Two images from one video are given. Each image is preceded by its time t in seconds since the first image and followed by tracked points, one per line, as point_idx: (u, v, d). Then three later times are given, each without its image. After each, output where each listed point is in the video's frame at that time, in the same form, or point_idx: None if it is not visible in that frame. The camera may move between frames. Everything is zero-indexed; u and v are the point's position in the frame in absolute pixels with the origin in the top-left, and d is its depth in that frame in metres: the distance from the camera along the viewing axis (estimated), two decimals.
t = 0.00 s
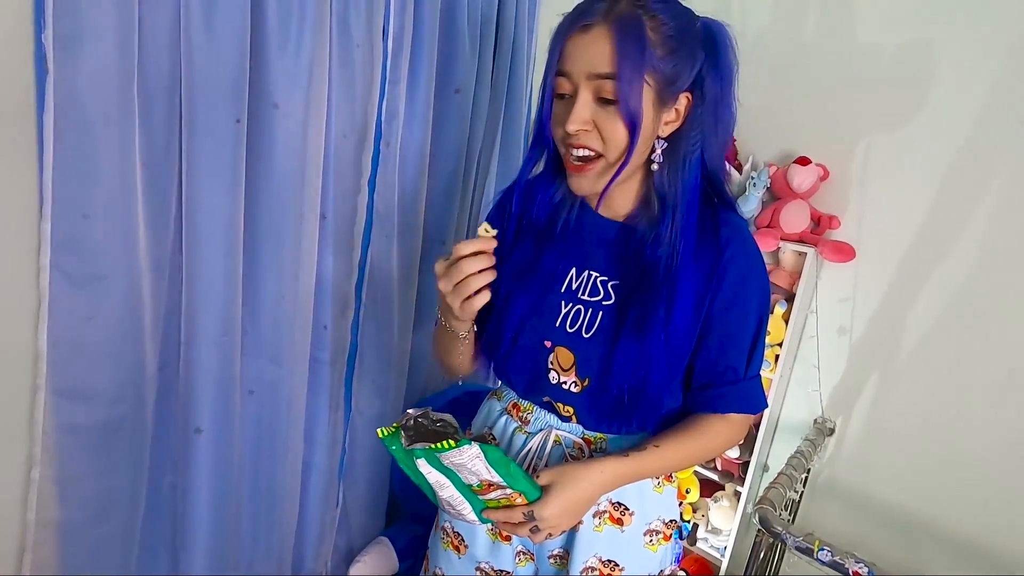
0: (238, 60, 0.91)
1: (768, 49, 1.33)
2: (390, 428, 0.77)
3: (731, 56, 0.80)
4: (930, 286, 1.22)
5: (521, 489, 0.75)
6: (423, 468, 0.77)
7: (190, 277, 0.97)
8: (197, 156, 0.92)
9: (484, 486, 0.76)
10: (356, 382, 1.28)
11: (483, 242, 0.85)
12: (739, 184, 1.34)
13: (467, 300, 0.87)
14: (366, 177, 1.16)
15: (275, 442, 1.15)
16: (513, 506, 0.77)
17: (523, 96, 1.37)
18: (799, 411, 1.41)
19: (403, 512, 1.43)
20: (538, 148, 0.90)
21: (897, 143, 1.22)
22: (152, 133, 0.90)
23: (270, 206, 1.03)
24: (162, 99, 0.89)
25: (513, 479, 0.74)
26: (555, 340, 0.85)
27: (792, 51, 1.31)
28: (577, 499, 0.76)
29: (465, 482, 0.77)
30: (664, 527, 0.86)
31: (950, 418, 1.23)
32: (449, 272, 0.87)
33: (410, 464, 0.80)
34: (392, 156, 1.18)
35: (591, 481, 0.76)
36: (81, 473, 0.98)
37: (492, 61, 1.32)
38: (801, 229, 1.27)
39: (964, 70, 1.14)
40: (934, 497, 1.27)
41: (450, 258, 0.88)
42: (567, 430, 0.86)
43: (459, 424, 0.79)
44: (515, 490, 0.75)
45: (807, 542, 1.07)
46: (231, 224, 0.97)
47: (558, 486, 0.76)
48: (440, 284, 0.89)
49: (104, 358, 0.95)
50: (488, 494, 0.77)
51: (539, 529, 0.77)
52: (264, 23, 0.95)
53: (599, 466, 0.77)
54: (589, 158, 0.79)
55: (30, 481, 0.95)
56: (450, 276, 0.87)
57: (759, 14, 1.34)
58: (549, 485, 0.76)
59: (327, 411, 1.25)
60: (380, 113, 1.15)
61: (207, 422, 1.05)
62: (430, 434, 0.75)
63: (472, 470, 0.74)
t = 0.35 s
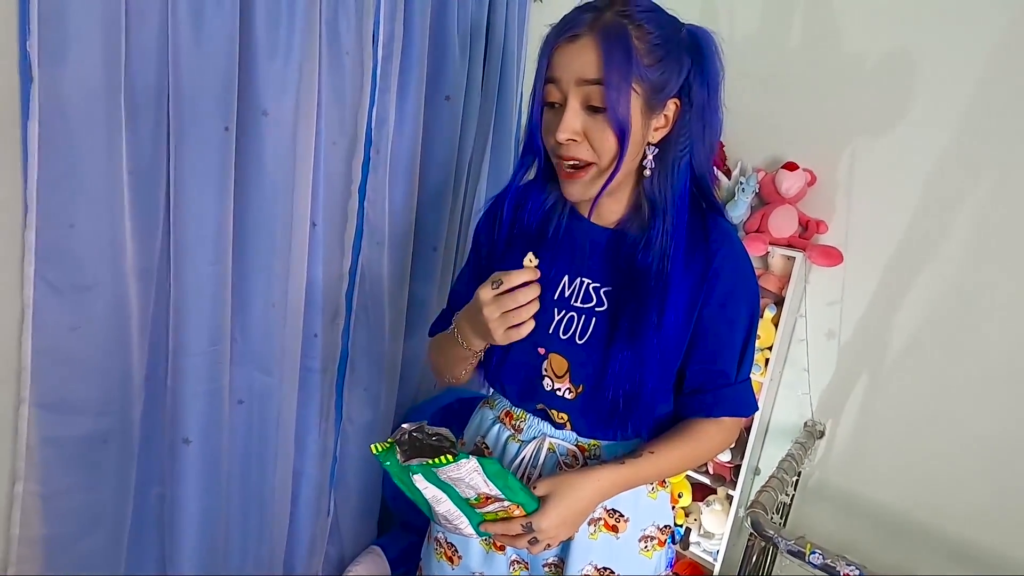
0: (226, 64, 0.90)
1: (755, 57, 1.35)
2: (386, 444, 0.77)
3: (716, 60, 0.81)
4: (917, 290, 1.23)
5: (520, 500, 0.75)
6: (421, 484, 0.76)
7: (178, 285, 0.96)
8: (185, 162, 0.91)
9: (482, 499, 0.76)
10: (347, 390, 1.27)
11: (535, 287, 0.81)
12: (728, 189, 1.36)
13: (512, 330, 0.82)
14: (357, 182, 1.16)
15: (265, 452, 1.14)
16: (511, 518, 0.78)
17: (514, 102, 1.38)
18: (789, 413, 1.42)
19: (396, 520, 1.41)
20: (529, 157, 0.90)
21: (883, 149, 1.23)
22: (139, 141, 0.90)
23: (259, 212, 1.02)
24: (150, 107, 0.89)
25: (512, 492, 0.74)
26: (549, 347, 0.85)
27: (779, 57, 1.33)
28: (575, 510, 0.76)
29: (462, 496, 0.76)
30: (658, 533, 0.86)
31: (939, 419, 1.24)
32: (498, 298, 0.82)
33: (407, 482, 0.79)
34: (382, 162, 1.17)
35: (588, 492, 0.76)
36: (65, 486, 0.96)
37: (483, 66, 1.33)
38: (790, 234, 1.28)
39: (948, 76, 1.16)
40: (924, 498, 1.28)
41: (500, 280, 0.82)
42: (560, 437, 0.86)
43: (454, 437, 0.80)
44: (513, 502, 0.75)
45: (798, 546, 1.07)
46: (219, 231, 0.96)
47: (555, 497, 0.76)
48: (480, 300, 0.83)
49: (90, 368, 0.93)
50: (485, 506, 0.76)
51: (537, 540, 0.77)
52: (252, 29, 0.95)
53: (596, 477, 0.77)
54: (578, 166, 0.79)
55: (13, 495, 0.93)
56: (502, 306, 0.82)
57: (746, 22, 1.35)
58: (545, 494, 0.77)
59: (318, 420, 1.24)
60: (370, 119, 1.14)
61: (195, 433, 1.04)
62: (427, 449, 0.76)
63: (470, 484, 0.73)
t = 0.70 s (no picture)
0: (216, 67, 0.90)
1: (742, 62, 1.37)
2: (380, 449, 0.75)
3: (711, 67, 0.81)
4: (904, 290, 1.25)
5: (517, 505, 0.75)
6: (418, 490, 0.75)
7: (166, 289, 0.95)
8: (173, 165, 0.90)
9: (478, 504, 0.75)
10: (338, 395, 1.26)
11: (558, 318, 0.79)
12: (718, 192, 1.37)
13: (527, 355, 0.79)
14: (348, 186, 1.16)
15: (255, 458, 1.13)
16: (507, 521, 0.78)
17: (504, 105, 1.38)
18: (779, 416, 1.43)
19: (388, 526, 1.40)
20: (523, 160, 0.90)
21: (869, 152, 1.25)
22: (127, 145, 0.89)
23: (248, 216, 1.02)
24: (137, 110, 0.88)
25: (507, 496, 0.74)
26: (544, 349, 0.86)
27: (766, 62, 1.34)
28: (571, 513, 0.76)
29: (458, 501, 0.76)
30: (653, 534, 0.86)
31: (926, 418, 1.26)
32: (524, 324, 0.78)
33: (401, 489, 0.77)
34: (372, 166, 1.17)
35: (585, 494, 0.76)
36: (50, 495, 0.94)
37: (473, 70, 1.33)
38: (777, 236, 1.29)
39: (930, 81, 1.18)
40: (913, 497, 1.30)
41: (526, 306, 0.78)
42: (555, 439, 0.86)
43: (449, 441, 0.80)
44: (509, 506, 0.75)
45: (790, 546, 1.08)
46: (208, 235, 0.95)
47: (551, 500, 0.76)
48: (503, 321, 0.79)
49: (76, 374, 0.92)
50: (481, 511, 0.76)
51: (533, 543, 0.77)
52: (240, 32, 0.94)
53: (592, 479, 0.77)
54: (576, 165, 0.79)
55: None
56: (528, 332, 0.78)
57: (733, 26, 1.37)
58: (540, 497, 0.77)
59: (309, 426, 1.23)
60: (360, 122, 1.14)
61: (184, 439, 1.02)
62: (423, 453, 0.76)
63: (465, 489, 0.73)
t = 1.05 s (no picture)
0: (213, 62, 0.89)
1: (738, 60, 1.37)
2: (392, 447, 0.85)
3: (715, 63, 0.81)
4: (901, 286, 1.25)
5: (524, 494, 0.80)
6: (435, 479, 0.81)
7: (163, 286, 0.94)
8: (171, 160, 0.89)
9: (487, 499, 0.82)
10: (336, 395, 1.25)
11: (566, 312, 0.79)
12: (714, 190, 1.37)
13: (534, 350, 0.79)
14: (346, 183, 1.15)
15: (253, 458, 1.11)
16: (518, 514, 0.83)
17: (502, 103, 1.38)
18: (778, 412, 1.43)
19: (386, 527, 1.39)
20: (524, 153, 0.90)
21: (865, 148, 1.26)
22: (125, 137, 0.88)
23: (246, 212, 1.01)
24: (134, 103, 0.87)
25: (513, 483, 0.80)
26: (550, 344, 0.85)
27: (761, 59, 1.35)
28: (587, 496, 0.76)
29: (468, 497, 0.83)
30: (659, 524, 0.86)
31: (925, 413, 1.26)
32: (531, 319, 0.78)
33: (416, 483, 0.82)
34: (371, 163, 1.16)
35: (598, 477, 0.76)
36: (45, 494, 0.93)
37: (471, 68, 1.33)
38: (774, 233, 1.30)
39: (925, 77, 1.19)
40: (912, 492, 1.30)
41: (532, 300, 0.78)
42: (561, 431, 0.86)
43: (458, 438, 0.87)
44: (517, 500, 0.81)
45: (791, 540, 1.08)
46: (207, 230, 0.94)
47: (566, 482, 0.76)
48: (509, 317, 0.78)
49: (72, 371, 0.90)
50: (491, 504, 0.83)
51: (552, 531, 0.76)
52: (238, 26, 0.93)
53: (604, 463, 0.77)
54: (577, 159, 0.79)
55: None
56: (536, 327, 0.78)
57: (729, 25, 1.38)
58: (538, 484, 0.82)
59: (306, 426, 1.21)
60: (359, 119, 1.14)
61: (182, 437, 1.01)
62: (434, 451, 0.83)
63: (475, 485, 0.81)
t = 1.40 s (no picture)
0: (201, 64, 0.89)
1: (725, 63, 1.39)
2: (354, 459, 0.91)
3: (682, 78, 0.81)
4: (888, 287, 1.26)
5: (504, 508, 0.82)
6: (435, 479, 0.84)
7: (150, 290, 0.93)
8: (157, 163, 0.89)
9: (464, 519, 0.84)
10: (326, 398, 1.24)
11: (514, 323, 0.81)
12: (703, 193, 1.38)
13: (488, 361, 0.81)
14: (335, 186, 1.15)
15: (241, 463, 1.10)
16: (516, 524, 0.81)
17: (492, 106, 1.38)
18: (767, 414, 1.44)
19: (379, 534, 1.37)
20: (496, 166, 0.91)
21: (851, 151, 1.27)
22: (110, 141, 0.87)
23: (235, 216, 1.00)
24: (120, 107, 0.86)
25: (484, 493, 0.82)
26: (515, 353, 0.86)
27: (749, 64, 1.36)
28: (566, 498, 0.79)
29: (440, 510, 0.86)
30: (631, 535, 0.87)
31: (913, 413, 1.27)
32: (478, 333, 0.80)
33: (416, 483, 0.85)
34: (360, 166, 1.16)
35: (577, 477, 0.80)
36: (28, 504, 0.91)
37: (461, 71, 1.33)
38: (764, 236, 1.30)
39: (910, 80, 1.20)
40: (902, 493, 1.31)
41: (479, 315, 0.80)
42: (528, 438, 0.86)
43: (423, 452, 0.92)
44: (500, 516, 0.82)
45: (783, 542, 1.09)
46: (195, 234, 0.94)
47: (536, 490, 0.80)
48: (461, 333, 0.81)
49: (57, 378, 0.89)
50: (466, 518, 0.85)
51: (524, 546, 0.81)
52: (227, 30, 0.93)
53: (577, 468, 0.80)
54: (546, 177, 0.79)
55: None
56: (483, 339, 0.80)
57: (717, 30, 1.39)
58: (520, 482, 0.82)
59: (297, 432, 1.20)
60: (348, 122, 1.13)
61: (169, 445, 1.00)
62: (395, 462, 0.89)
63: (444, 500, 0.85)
